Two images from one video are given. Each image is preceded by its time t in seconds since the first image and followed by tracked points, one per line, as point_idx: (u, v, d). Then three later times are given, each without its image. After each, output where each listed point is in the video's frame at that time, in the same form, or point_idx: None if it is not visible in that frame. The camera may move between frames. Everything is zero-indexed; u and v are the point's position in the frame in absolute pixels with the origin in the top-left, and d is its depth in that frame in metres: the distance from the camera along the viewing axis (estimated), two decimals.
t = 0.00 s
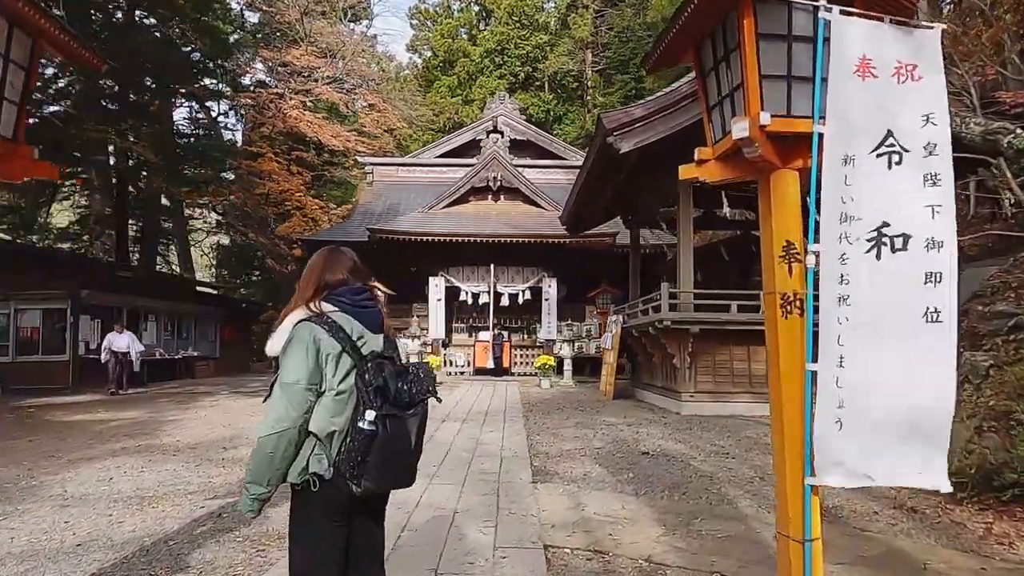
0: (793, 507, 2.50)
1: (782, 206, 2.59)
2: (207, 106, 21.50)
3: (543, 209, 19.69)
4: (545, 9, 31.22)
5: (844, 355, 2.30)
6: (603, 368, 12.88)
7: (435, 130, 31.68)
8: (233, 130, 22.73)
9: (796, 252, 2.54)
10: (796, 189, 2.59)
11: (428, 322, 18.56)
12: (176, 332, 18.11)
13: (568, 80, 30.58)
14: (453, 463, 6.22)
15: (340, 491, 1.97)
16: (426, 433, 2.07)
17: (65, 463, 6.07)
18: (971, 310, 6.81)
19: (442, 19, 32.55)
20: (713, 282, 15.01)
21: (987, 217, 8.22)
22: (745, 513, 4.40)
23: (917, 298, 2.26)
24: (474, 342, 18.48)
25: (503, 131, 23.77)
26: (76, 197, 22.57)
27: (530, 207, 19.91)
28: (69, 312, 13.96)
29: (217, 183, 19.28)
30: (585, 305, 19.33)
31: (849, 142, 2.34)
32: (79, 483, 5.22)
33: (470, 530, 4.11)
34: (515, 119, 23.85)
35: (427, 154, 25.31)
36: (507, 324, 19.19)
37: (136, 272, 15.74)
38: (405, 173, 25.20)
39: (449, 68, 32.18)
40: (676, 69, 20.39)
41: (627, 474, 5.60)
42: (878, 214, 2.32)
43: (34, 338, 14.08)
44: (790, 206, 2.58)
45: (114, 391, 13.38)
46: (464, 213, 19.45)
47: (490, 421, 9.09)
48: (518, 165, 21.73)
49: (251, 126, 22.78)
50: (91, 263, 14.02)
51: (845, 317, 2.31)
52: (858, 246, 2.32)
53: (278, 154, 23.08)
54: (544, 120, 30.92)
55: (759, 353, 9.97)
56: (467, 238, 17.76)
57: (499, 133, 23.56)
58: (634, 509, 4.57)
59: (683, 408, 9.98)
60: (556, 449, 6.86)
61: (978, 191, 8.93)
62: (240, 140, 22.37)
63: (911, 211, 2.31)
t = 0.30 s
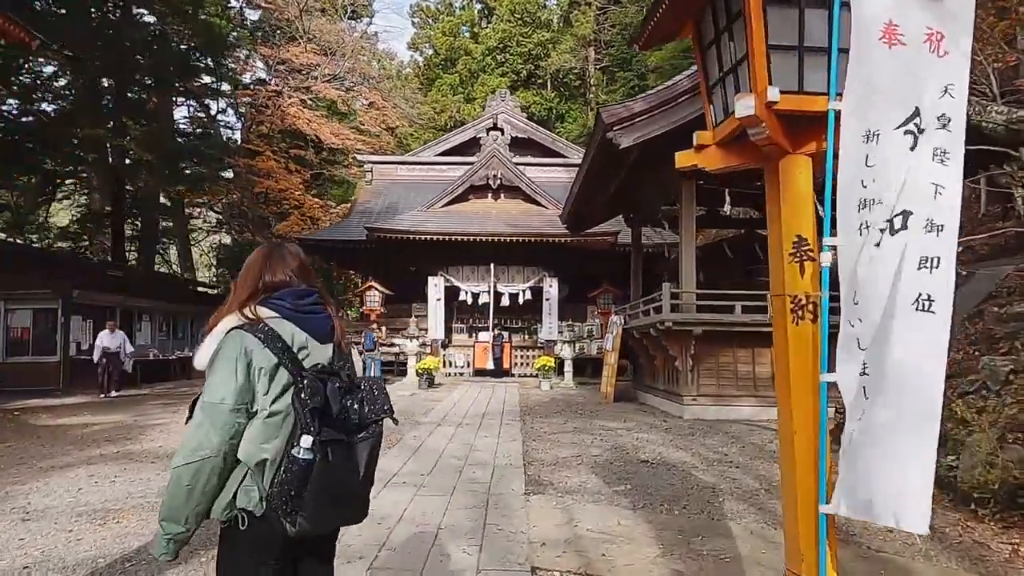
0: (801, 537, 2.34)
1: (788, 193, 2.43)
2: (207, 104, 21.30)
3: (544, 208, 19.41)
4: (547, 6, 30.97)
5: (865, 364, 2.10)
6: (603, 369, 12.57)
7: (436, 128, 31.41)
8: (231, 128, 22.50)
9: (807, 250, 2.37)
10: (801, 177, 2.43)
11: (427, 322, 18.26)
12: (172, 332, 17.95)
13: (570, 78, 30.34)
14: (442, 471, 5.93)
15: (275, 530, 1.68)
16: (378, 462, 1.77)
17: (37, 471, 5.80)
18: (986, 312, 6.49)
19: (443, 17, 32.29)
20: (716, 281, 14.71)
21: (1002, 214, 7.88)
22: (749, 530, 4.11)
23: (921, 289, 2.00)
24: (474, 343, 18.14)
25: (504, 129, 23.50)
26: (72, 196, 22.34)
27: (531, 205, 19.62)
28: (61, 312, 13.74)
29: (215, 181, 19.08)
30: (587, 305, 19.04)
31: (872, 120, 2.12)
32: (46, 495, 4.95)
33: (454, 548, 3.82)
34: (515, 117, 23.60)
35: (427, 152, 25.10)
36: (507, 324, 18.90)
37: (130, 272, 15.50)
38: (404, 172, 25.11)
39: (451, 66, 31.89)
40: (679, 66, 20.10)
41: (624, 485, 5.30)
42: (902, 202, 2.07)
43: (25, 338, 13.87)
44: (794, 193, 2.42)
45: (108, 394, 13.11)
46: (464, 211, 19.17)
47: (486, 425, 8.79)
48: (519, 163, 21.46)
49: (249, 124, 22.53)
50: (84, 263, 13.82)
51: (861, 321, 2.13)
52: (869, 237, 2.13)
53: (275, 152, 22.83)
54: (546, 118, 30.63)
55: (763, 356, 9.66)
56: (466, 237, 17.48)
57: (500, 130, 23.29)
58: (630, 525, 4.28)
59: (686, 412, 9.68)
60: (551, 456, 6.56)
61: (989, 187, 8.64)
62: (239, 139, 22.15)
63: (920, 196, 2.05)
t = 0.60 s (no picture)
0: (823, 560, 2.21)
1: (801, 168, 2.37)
2: (206, 102, 21.08)
3: (546, 206, 19.13)
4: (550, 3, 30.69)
5: (904, 382, 1.95)
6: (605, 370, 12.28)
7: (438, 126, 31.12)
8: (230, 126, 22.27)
9: (827, 242, 2.28)
10: (818, 153, 2.37)
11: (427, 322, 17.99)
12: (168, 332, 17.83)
13: (573, 75, 30.05)
14: (433, 479, 5.65)
15: None
16: (315, 495, 1.53)
17: (8, 479, 5.55)
18: (1003, 312, 6.19)
19: (446, 14, 32.02)
20: (721, 281, 14.40)
21: (1017, 213, 7.58)
22: (755, 549, 3.81)
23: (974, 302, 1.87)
24: (475, 343, 17.85)
25: (506, 126, 23.24)
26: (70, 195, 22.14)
27: (533, 204, 19.34)
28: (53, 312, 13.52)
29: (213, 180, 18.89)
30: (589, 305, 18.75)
31: (906, 94, 1.97)
32: (11, 506, 4.68)
33: (436, 569, 3.53)
34: (517, 114, 23.29)
35: (428, 150, 24.84)
36: (509, 324, 18.61)
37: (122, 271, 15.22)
38: (405, 170, 24.86)
39: (454, 63, 31.65)
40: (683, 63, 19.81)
41: (624, 496, 5.01)
42: (939, 192, 1.92)
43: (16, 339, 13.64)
44: (807, 169, 2.36)
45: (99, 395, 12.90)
46: (465, 210, 18.89)
47: (483, 429, 8.50)
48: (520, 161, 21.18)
49: (248, 122, 22.29)
50: (77, 262, 13.62)
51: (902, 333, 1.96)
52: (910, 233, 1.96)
53: (274, 150, 22.59)
54: (549, 116, 30.32)
55: (769, 357, 9.36)
56: (466, 235, 17.19)
57: (502, 128, 23.01)
58: (628, 541, 3.99)
59: (689, 415, 9.38)
60: (548, 463, 6.27)
61: (1002, 183, 8.35)
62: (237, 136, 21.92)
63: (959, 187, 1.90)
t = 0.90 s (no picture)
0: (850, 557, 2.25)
1: (826, 136, 2.42)
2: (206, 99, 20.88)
3: (549, 203, 18.83)
4: None
5: (945, 399, 1.68)
6: (608, 371, 11.97)
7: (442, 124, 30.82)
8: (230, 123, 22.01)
9: (855, 227, 2.33)
10: (846, 121, 2.42)
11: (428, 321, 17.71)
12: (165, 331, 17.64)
13: (578, 72, 29.67)
14: (423, 488, 5.34)
15: None
16: (226, 525, 1.64)
17: None
18: None
19: (449, 11, 31.70)
20: (727, 279, 14.08)
21: None
22: (765, 569, 3.50)
23: None
24: (477, 342, 17.58)
25: (509, 123, 22.94)
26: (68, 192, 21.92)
27: (536, 201, 19.05)
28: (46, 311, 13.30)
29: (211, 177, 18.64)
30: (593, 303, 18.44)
31: (956, 43, 1.73)
32: None
33: None
34: (520, 111, 22.99)
35: (430, 147, 24.51)
36: (511, 323, 18.31)
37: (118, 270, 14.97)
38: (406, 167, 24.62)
39: (457, 61, 31.34)
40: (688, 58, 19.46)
41: (623, 507, 4.69)
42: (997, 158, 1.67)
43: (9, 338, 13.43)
44: (832, 135, 2.41)
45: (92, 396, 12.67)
46: (466, 207, 18.59)
47: (479, 432, 8.20)
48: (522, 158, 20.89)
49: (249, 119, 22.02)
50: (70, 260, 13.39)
51: (949, 335, 1.69)
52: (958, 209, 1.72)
53: (274, 148, 22.34)
54: (553, 113, 29.94)
55: (777, 359, 9.03)
56: (467, 232, 16.90)
57: (505, 124, 22.71)
58: (627, 559, 3.70)
59: (694, 419, 9.06)
60: (545, 470, 5.96)
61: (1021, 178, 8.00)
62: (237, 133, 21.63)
63: None
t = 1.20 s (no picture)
0: None
1: (879, 94, 2.14)
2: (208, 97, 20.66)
3: (554, 200, 18.52)
4: None
5: None
6: (614, 371, 11.66)
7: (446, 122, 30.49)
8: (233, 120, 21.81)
9: (915, 206, 2.08)
10: (904, 74, 2.13)
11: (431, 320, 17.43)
12: (165, 331, 17.45)
13: (583, 69, 29.29)
14: (416, 497, 5.06)
15: None
16: None
17: None
18: None
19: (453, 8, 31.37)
20: (735, 278, 13.75)
21: None
22: None
23: None
24: (480, 342, 17.29)
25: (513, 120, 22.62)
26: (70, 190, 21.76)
27: (540, 198, 18.74)
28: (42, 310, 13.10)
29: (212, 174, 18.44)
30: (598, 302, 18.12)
31: None
32: None
33: None
34: (525, 107, 22.67)
35: (434, 144, 24.20)
36: (516, 322, 18.00)
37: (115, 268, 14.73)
38: (408, 164, 24.18)
39: (462, 58, 30.99)
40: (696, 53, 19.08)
41: (628, 520, 4.38)
42: None
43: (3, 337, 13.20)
44: (886, 93, 2.13)
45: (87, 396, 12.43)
46: (470, 204, 18.30)
47: (479, 436, 7.91)
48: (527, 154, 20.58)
49: (252, 116, 21.81)
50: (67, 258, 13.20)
51: None
52: None
53: (275, 145, 22.10)
54: (559, 111, 29.56)
55: (789, 360, 8.69)
56: (470, 230, 16.59)
57: (509, 121, 22.40)
58: None
59: (703, 421, 8.73)
60: (546, 477, 5.66)
61: None
62: (239, 131, 21.43)
63: None
